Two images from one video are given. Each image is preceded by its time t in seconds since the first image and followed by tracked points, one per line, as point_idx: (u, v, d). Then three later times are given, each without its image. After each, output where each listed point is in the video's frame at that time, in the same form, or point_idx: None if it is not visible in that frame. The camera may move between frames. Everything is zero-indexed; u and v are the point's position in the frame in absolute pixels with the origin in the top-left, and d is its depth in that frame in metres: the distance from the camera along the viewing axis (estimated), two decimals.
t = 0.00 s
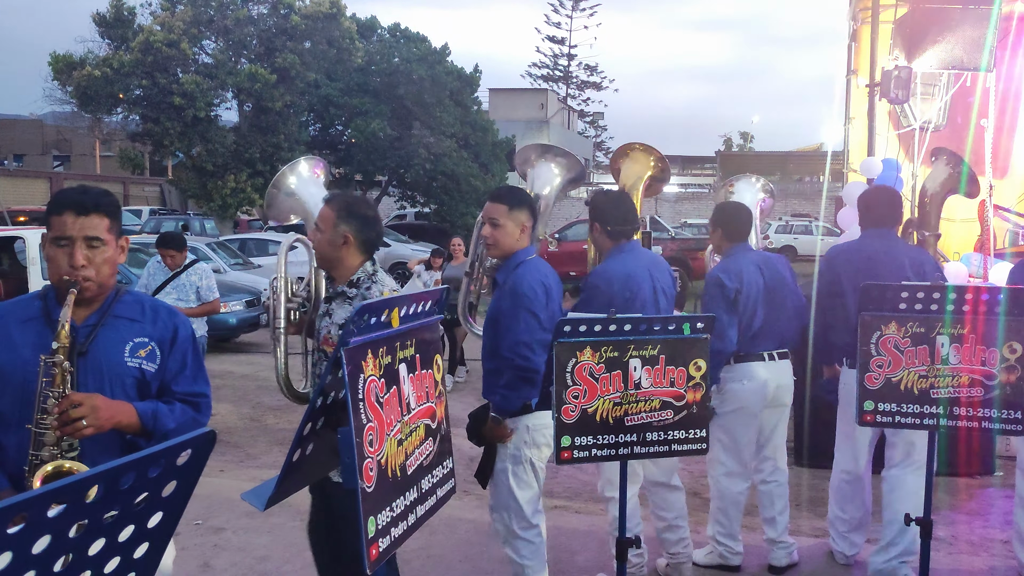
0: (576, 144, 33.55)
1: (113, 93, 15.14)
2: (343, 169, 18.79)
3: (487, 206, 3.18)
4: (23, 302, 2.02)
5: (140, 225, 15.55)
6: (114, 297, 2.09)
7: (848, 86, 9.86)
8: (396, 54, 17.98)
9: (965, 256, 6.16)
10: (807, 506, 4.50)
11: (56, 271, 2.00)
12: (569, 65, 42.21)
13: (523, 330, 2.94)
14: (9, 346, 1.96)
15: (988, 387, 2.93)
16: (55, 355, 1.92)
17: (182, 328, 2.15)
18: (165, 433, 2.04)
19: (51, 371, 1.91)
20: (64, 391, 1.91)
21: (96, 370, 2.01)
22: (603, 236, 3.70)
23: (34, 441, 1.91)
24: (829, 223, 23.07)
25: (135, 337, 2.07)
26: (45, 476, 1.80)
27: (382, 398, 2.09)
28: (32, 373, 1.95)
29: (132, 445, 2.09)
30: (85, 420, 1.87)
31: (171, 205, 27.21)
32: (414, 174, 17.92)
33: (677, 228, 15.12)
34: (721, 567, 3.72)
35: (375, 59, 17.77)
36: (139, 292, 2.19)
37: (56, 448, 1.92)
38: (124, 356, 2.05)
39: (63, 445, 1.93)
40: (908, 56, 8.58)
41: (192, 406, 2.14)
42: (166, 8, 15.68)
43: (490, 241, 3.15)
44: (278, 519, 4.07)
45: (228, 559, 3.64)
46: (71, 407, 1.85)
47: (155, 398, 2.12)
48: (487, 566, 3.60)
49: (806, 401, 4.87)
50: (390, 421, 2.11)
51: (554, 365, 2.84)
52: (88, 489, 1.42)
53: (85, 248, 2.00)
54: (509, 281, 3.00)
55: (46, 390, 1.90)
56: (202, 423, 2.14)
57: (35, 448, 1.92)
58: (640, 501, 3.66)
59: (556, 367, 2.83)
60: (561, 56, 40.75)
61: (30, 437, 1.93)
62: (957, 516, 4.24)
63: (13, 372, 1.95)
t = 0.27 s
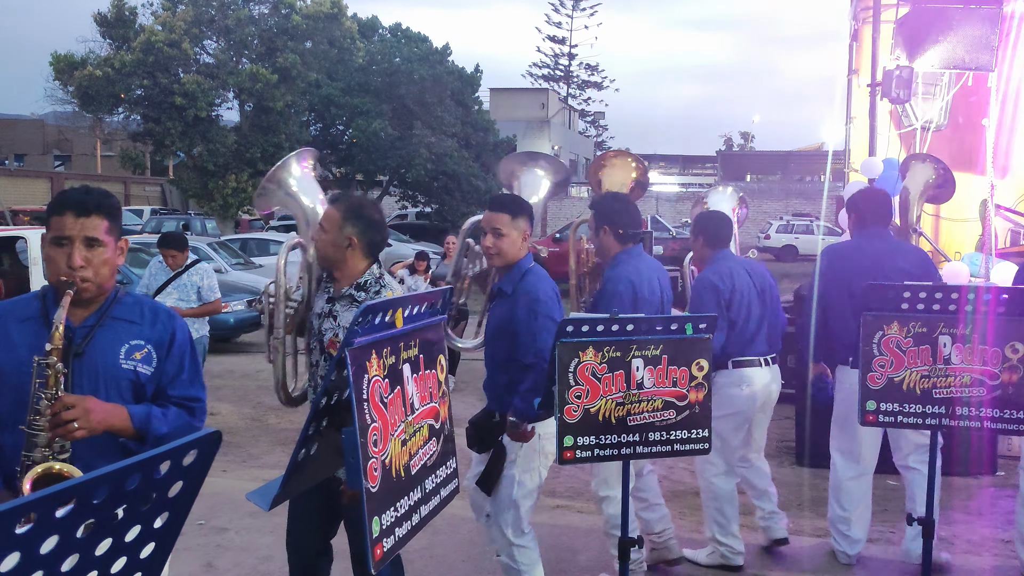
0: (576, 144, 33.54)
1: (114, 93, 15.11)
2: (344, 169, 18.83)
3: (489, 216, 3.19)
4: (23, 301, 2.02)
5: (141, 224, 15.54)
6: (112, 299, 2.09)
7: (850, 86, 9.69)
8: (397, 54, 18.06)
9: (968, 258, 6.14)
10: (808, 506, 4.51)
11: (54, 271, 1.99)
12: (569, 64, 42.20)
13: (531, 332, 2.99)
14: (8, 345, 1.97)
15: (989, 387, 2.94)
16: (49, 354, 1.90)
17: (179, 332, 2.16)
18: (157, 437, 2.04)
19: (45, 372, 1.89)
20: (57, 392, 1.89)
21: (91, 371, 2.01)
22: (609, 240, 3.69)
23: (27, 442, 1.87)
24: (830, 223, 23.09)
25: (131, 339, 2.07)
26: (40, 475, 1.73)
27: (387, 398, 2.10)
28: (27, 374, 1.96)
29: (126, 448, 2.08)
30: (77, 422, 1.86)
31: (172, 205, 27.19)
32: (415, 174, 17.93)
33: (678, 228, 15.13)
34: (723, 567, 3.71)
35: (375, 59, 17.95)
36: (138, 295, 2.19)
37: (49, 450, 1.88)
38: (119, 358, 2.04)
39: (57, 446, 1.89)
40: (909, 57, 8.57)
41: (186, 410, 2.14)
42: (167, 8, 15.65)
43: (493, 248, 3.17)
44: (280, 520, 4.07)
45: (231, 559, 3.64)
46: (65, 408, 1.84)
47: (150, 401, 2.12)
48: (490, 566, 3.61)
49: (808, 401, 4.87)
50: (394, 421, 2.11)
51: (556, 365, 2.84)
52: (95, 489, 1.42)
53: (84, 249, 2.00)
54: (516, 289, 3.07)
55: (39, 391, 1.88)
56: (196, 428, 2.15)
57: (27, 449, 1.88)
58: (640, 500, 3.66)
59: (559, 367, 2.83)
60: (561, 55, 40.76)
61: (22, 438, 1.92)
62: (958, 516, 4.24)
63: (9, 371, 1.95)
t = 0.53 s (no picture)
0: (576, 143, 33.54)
1: (114, 93, 15.11)
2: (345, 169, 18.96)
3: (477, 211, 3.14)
4: (4, 301, 2.03)
5: (141, 224, 15.54)
6: (95, 297, 2.09)
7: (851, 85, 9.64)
8: (398, 54, 18.14)
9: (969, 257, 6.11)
10: (809, 505, 4.50)
11: (34, 269, 1.99)
12: (569, 64, 42.19)
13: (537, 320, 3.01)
14: None
15: (991, 386, 2.94)
16: (32, 353, 1.91)
17: (163, 330, 2.16)
18: (142, 435, 2.03)
19: (27, 370, 1.89)
20: (40, 391, 1.89)
21: (74, 370, 2.02)
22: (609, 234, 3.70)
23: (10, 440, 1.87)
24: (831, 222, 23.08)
25: (114, 337, 2.07)
26: (23, 474, 1.74)
27: (388, 397, 2.10)
28: (9, 373, 1.97)
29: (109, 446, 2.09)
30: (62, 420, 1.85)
31: (173, 205, 27.19)
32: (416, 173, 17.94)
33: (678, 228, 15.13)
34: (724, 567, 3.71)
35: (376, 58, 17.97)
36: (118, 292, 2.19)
37: (31, 449, 1.89)
38: (102, 356, 2.04)
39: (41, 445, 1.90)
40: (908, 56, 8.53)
41: (170, 408, 2.13)
42: (167, 8, 15.63)
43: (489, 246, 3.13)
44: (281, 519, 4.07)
45: (231, 558, 3.63)
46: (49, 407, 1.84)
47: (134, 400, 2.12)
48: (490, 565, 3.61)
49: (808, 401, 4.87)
50: (395, 420, 2.12)
51: (557, 364, 2.84)
52: (95, 487, 1.42)
53: (63, 247, 2.00)
54: (518, 283, 3.09)
55: (21, 390, 1.88)
56: (180, 426, 2.15)
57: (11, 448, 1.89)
58: (639, 499, 3.65)
59: (560, 366, 2.83)
60: (562, 55, 40.75)
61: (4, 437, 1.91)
62: (959, 515, 4.24)
63: None
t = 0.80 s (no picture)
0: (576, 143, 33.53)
1: (113, 93, 15.11)
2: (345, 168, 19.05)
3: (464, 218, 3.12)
4: None
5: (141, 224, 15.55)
6: (64, 297, 2.10)
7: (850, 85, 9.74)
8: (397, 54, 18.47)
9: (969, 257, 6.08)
10: (807, 505, 4.50)
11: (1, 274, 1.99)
12: (569, 63, 42.17)
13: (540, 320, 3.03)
14: None
15: (989, 385, 2.94)
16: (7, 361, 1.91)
17: (134, 328, 2.17)
18: (122, 436, 2.06)
19: (4, 378, 1.88)
20: (17, 399, 1.88)
21: (49, 373, 2.04)
22: (614, 233, 3.71)
23: None
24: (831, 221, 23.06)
25: (86, 338, 2.09)
26: (9, 482, 1.73)
27: (384, 397, 2.10)
28: None
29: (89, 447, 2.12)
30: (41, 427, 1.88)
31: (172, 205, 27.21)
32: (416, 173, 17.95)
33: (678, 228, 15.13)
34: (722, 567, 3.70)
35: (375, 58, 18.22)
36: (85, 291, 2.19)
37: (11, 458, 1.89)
38: (75, 358, 2.07)
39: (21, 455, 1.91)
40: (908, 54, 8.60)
41: (146, 406, 2.15)
42: (167, 8, 15.63)
43: (482, 248, 3.11)
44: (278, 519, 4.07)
45: (229, 558, 3.64)
46: (27, 415, 1.87)
47: (110, 399, 2.14)
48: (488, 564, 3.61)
49: (808, 400, 4.87)
50: (391, 420, 2.12)
51: (555, 364, 2.84)
52: (91, 486, 1.42)
53: (31, 250, 2.00)
54: (512, 283, 3.10)
55: None
56: (158, 423, 2.18)
57: None
58: (638, 498, 3.65)
59: (558, 366, 2.83)
60: (562, 55, 40.74)
61: None
62: (958, 514, 4.24)
63: None
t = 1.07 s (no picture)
0: (576, 142, 33.53)
1: (111, 93, 15.14)
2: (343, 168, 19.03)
3: (481, 204, 3.13)
4: None
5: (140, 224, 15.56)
6: (30, 299, 2.10)
7: (848, 84, 9.83)
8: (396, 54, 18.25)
9: (966, 256, 6.09)
10: (805, 505, 4.49)
11: None
12: (568, 63, 42.18)
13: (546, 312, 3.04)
14: None
15: (985, 384, 2.93)
16: None
17: (103, 325, 2.19)
18: (107, 436, 2.11)
19: None
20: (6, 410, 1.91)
21: (27, 377, 2.07)
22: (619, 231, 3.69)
23: None
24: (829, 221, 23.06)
25: (58, 340, 2.11)
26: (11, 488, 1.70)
27: (377, 396, 2.10)
28: None
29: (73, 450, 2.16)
30: (34, 436, 1.92)
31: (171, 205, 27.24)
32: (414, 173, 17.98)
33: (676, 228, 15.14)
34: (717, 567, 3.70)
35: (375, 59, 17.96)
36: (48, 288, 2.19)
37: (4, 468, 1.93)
38: (50, 360, 2.09)
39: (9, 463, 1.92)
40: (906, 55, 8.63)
41: (125, 403, 2.20)
42: (165, 7, 15.66)
43: (492, 239, 3.11)
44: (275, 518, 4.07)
45: (224, 558, 3.64)
46: (17, 426, 1.89)
47: (88, 399, 2.17)
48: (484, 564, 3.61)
49: (806, 400, 4.86)
50: (385, 420, 2.12)
51: (551, 364, 2.84)
52: (79, 487, 1.43)
53: None
54: (522, 277, 3.11)
55: None
56: (138, 417, 2.22)
57: None
58: (634, 498, 3.65)
59: (554, 365, 2.83)
60: (561, 55, 40.77)
61: None
62: (955, 514, 4.23)
63: None
